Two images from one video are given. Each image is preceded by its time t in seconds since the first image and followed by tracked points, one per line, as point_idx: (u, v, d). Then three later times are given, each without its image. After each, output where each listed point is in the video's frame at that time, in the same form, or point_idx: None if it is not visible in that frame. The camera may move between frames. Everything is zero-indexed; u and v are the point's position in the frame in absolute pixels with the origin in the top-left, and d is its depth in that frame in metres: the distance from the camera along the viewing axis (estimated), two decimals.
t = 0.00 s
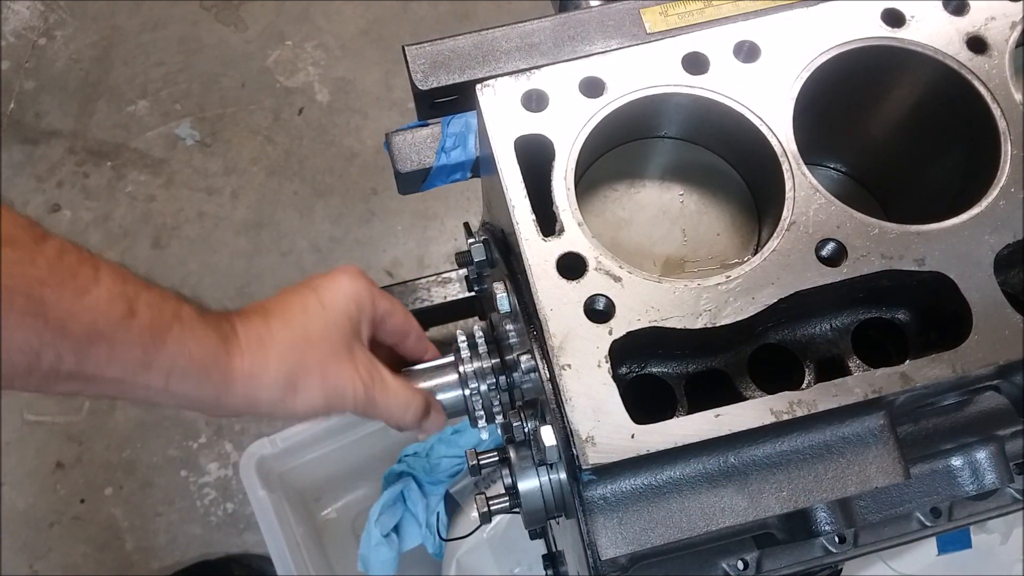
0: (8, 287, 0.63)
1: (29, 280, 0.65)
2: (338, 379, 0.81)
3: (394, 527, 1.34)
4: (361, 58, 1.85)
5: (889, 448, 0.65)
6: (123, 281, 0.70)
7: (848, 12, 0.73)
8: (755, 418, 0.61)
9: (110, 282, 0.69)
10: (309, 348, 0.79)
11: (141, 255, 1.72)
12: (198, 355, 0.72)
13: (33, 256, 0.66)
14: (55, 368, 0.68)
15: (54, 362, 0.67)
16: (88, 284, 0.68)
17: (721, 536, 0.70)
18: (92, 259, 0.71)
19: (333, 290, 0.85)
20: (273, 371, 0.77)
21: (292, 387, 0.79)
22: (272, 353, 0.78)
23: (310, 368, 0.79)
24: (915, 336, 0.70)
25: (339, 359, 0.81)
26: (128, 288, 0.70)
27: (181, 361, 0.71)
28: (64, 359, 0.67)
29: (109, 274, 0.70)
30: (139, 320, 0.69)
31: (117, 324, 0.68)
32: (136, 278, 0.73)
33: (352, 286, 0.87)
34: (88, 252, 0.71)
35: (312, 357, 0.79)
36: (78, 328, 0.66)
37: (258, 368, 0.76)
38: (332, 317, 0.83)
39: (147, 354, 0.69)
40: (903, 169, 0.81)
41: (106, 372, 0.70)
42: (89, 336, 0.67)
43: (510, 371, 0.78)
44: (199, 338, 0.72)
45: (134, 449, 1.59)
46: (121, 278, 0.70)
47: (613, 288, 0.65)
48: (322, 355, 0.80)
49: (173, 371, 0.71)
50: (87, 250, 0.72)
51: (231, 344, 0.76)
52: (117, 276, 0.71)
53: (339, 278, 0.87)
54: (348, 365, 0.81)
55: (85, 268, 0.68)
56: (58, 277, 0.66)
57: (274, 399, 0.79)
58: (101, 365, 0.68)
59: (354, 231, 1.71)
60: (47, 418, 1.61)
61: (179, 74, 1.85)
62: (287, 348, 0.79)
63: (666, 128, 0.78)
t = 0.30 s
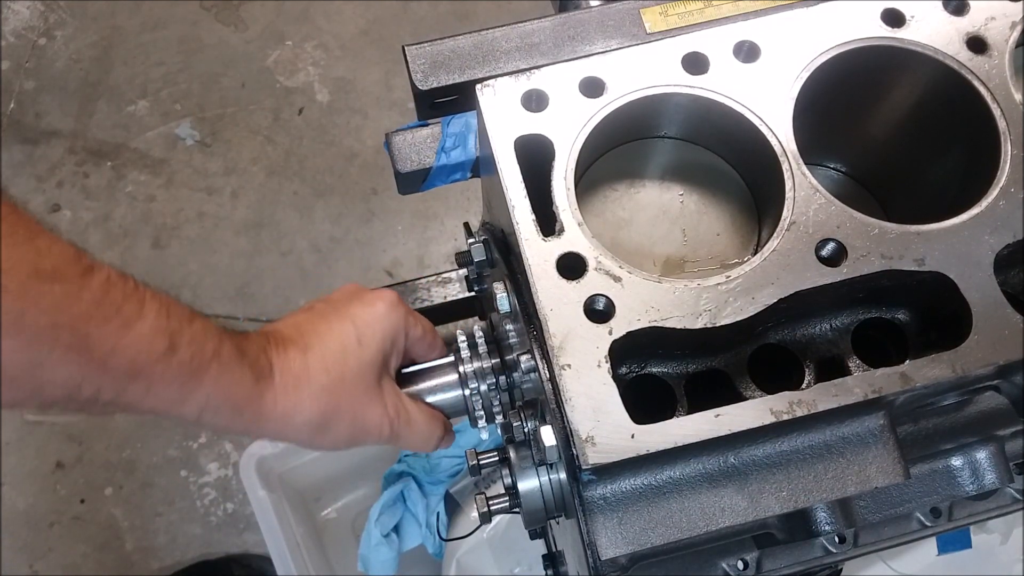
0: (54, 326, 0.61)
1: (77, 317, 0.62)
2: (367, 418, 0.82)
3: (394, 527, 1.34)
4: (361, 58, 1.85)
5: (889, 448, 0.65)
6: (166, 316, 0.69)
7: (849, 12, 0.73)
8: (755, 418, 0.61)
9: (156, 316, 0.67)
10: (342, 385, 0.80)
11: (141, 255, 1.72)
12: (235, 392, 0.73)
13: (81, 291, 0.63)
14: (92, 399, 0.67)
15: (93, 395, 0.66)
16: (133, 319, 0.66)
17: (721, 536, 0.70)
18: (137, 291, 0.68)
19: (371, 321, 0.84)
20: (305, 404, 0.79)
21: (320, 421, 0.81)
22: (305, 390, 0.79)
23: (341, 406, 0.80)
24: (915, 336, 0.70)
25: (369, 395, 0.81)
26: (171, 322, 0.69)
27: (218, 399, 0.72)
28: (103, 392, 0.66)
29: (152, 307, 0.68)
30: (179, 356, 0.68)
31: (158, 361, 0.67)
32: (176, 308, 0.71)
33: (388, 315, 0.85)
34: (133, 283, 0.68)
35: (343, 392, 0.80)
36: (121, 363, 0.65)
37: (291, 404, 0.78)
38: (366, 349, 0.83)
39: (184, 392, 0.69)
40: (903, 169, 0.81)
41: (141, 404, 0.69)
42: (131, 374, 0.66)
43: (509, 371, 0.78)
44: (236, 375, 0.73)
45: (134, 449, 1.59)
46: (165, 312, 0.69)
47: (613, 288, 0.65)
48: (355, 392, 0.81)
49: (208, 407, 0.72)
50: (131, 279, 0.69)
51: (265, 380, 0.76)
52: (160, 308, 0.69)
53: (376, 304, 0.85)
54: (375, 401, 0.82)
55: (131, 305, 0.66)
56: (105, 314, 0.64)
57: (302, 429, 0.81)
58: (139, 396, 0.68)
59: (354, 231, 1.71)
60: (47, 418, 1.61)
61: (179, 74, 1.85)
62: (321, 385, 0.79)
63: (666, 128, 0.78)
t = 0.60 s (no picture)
0: (49, 270, 0.78)
1: (66, 262, 0.78)
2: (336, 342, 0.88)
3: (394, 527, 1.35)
4: (362, 58, 1.85)
5: (889, 448, 0.65)
6: (140, 261, 0.82)
7: (849, 12, 0.73)
8: (755, 418, 0.61)
9: (132, 262, 0.81)
10: (310, 317, 0.92)
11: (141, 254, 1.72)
12: (211, 312, 0.83)
13: (64, 244, 0.80)
14: (95, 343, 0.80)
15: (94, 337, 0.79)
16: (113, 264, 0.79)
17: (721, 536, 0.70)
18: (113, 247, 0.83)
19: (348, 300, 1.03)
20: (273, 321, 0.88)
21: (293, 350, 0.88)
22: (273, 312, 0.89)
23: (308, 332, 0.89)
24: (916, 336, 0.70)
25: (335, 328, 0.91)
26: (147, 266, 0.81)
27: (199, 322, 0.82)
28: (102, 334, 0.78)
29: (123, 254, 0.82)
30: (159, 289, 0.79)
31: (141, 294, 0.78)
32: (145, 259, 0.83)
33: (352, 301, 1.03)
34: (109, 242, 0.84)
35: (310, 320, 0.91)
36: (110, 305, 0.77)
37: (262, 321, 0.87)
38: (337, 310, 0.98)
39: (171, 321, 0.79)
40: (903, 170, 0.81)
41: (137, 343, 0.80)
42: (121, 310, 0.77)
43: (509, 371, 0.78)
44: (209, 299, 0.84)
45: (134, 449, 1.59)
46: (135, 258, 0.82)
47: (613, 287, 0.65)
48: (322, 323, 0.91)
49: (191, 332, 0.82)
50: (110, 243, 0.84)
51: (237, 303, 0.87)
52: (130, 256, 0.82)
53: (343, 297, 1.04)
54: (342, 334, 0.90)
55: (105, 254, 0.81)
56: (88, 260, 0.79)
57: (280, 360, 0.88)
58: (134, 334, 0.79)
59: (354, 231, 1.71)
60: (47, 418, 1.61)
61: (179, 74, 1.85)
62: (287, 311, 0.90)
63: (666, 128, 0.78)
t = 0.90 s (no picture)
0: (34, 302, 0.75)
1: (49, 294, 0.77)
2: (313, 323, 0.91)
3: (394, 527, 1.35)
4: (362, 58, 1.85)
5: (889, 448, 0.65)
6: (118, 292, 0.85)
7: (848, 12, 0.73)
8: (755, 418, 0.61)
9: (110, 294, 0.83)
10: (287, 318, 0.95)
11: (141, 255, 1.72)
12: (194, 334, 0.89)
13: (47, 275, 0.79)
14: (83, 377, 0.78)
15: (82, 371, 0.78)
16: (94, 295, 0.81)
17: (721, 536, 0.70)
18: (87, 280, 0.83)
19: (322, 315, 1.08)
20: (253, 332, 0.93)
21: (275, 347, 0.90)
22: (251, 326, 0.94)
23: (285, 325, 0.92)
24: (916, 335, 0.70)
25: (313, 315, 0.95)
26: (125, 298, 0.85)
27: (186, 342, 0.87)
28: (91, 365, 0.78)
29: (104, 289, 0.83)
30: (140, 316, 0.84)
31: (125, 321, 0.82)
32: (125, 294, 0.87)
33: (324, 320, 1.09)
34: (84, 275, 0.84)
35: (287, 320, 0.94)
36: (96, 332, 0.79)
37: (241, 335, 0.92)
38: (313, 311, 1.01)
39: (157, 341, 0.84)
40: (903, 169, 0.81)
41: (126, 370, 0.81)
42: (107, 338, 0.79)
43: (509, 371, 0.78)
44: (189, 323, 0.90)
45: (134, 449, 1.59)
46: (116, 290, 0.85)
47: (613, 287, 0.65)
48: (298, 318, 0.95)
49: (179, 352, 0.86)
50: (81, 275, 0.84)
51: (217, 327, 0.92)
52: (111, 291, 0.84)
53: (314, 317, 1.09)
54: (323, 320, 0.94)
55: (83, 287, 0.81)
56: (70, 292, 0.79)
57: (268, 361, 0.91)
58: (124, 361, 0.81)
59: (354, 231, 1.71)
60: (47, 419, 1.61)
61: (179, 74, 1.85)
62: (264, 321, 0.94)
63: (666, 128, 0.78)
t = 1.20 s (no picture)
0: (25, 314, 0.78)
1: (41, 308, 0.80)
2: (316, 352, 0.87)
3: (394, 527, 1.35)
4: (362, 58, 1.85)
5: (889, 448, 0.65)
6: (115, 307, 0.86)
7: (848, 12, 0.73)
8: (756, 418, 0.61)
9: (106, 308, 0.84)
10: (287, 339, 0.90)
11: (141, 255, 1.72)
12: (192, 350, 0.85)
13: (41, 284, 0.85)
14: (77, 392, 0.78)
15: (76, 385, 0.77)
16: (86, 309, 0.83)
17: (722, 536, 0.70)
18: (85, 297, 0.86)
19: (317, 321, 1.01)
20: (254, 352, 0.87)
21: (275, 371, 0.86)
22: (251, 345, 0.89)
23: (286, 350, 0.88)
24: (916, 335, 0.70)
25: (312, 339, 0.90)
26: (122, 311, 0.85)
27: (181, 359, 0.83)
28: (85, 378, 0.77)
29: (94, 302, 0.85)
30: (135, 329, 0.82)
31: (119, 335, 0.81)
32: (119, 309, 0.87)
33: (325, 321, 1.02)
34: (83, 292, 0.87)
35: (288, 342, 0.89)
36: (90, 346, 0.79)
37: (241, 355, 0.87)
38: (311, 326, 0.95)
39: (154, 357, 0.81)
40: (903, 169, 0.81)
41: (121, 385, 0.79)
42: (100, 351, 0.79)
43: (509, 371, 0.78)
44: (187, 338, 0.86)
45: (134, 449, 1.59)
46: (108, 305, 0.85)
47: (613, 287, 0.65)
48: (299, 339, 0.89)
49: (175, 371, 0.82)
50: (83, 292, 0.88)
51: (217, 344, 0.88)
52: (101, 303, 0.85)
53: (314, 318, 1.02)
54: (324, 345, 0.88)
55: (74, 299, 0.84)
56: (62, 306, 0.82)
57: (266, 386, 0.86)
58: (118, 377, 0.79)
59: (353, 231, 1.71)
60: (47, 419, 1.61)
61: (179, 74, 1.85)
62: (264, 340, 0.89)
63: (666, 128, 0.78)
